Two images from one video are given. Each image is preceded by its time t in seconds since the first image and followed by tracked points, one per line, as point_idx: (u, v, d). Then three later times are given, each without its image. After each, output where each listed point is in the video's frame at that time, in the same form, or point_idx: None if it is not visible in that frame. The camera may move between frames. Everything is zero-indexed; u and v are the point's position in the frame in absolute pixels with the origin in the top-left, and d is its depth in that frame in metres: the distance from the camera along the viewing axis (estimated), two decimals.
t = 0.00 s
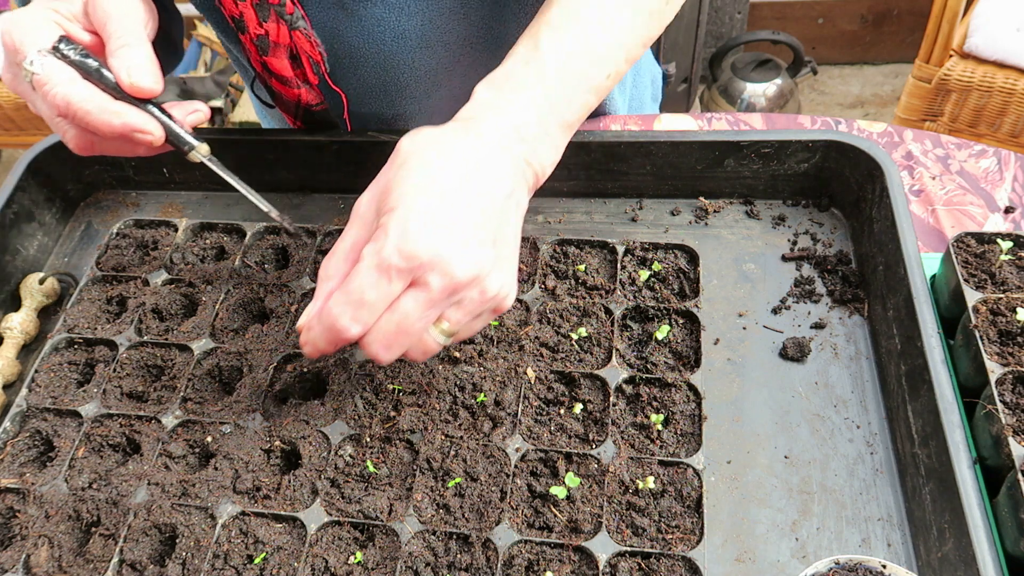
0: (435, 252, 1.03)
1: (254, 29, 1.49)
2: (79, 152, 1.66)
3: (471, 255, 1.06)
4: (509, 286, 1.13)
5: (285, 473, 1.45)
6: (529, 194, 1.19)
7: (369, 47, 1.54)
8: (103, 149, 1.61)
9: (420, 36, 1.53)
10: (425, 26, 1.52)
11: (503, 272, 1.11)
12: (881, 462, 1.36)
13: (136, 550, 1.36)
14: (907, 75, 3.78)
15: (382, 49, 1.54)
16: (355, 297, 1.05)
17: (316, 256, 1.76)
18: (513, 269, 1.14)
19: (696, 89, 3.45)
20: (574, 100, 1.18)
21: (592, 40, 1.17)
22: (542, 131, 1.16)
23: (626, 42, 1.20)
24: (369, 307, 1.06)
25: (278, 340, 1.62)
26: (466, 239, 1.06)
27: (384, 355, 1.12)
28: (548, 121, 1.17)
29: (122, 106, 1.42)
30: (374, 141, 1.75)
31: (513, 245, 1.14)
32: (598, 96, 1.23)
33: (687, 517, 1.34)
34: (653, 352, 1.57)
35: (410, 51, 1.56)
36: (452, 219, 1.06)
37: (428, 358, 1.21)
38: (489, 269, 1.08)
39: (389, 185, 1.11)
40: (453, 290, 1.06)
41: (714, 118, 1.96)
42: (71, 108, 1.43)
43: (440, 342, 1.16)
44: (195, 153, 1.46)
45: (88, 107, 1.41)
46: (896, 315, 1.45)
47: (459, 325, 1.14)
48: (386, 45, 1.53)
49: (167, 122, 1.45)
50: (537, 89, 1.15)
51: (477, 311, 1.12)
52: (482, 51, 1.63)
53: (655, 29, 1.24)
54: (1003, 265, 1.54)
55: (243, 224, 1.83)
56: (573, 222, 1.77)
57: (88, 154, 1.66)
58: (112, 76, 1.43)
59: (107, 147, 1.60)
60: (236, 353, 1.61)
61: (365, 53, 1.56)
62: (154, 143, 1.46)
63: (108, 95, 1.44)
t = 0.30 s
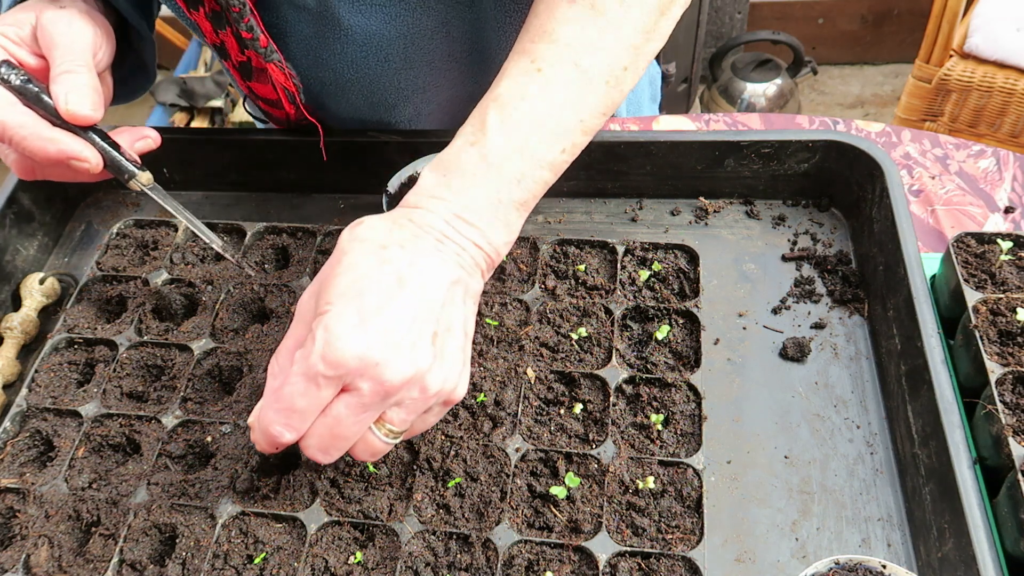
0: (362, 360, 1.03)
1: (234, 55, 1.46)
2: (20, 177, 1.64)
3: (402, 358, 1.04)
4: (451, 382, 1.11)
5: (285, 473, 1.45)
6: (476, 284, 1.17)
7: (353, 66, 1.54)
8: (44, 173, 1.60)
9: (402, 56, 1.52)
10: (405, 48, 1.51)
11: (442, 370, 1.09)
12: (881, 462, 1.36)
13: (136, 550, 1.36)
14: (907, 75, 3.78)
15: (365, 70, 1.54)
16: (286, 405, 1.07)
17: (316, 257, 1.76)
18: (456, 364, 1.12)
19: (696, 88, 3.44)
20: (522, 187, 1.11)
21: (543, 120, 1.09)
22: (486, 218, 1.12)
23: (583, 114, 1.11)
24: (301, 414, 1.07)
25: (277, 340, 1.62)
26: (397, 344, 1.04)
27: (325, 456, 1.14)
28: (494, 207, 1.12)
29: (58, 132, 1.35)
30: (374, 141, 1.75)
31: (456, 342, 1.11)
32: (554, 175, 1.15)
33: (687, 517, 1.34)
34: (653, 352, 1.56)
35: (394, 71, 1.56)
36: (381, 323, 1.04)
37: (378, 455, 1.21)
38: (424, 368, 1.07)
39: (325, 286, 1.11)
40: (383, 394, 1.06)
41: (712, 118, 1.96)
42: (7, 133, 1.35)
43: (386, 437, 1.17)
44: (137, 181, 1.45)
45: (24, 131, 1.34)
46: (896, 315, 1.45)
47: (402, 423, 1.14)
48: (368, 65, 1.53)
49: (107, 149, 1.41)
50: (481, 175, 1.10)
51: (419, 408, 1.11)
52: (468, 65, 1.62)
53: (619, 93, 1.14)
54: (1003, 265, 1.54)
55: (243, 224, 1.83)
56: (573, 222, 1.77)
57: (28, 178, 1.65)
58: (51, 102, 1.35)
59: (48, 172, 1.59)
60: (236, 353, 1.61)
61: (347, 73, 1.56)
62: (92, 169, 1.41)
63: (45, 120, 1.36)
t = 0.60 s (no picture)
0: (350, 388, 1.10)
1: (231, 69, 1.48)
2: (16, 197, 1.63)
3: (389, 383, 1.12)
4: (441, 405, 1.17)
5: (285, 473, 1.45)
6: (465, 310, 1.23)
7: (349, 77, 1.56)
8: (40, 192, 1.60)
9: (397, 67, 1.54)
10: (400, 61, 1.52)
11: (430, 393, 1.16)
12: (881, 462, 1.36)
13: (136, 550, 1.37)
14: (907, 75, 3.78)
15: (362, 80, 1.57)
16: (283, 432, 1.16)
17: (316, 257, 1.76)
18: (445, 387, 1.18)
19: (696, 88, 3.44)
20: (511, 212, 1.17)
21: (529, 149, 1.12)
22: (473, 246, 1.18)
23: (570, 138, 1.13)
24: (296, 440, 1.16)
25: (278, 340, 1.62)
26: (384, 372, 1.12)
27: (323, 479, 1.22)
28: (480, 235, 1.17)
29: (54, 151, 1.34)
30: (374, 141, 1.75)
31: (445, 366, 1.18)
32: (543, 196, 1.19)
33: (687, 517, 1.34)
34: (653, 352, 1.57)
35: (390, 82, 1.59)
36: (368, 351, 1.12)
37: (377, 476, 1.28)
38: (412, 392, 1.14)
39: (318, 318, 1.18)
40: (373, 418, 1.13)
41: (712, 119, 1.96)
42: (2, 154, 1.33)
43: (382, 459, 1.24)
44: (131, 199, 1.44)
45: (17, 151, 1.32)
46: (896, 315, 1.45)
47: (396, 445, 1.20)
48: (364, 76, 1.56)
49: (100, 167, 1.39)
50: (466, 208, 1.16)
51: (411, 430, 1.18)
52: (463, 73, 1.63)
53: (607, 114, 1.16)
54: (1003, 265, 1.54)
55: (243, 224, 1.83)
56: (573, 222, 1.77)
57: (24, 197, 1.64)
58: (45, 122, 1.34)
59: (45, 190, 1.59)
60: (236, 353, 1.61)
61: (344, 83, 1.59)
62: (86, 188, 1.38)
63: (39, 140, 1.35)
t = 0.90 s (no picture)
0: (339, 381, 1.12)
1: (229, 76, 1.47)
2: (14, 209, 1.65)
3: (378, 377, 1.13)
4: (433, 402, 1.17)
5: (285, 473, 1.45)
6: (463, 313, 1.24)
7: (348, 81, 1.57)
8: (38, 204, 1.61)
9: (395, 71, 1.54)
10: (398, 65, 1.53)
11: (421, 390, 1.16)
12: (881, 462, 1.36)
13: (136, 550, 1.37)
14: (907, 75, 3.78)
15: (360, 85, 1.58)
16: (277, 427, 1.18)
17: (316, 257, 1.76)
18: (438, 386, 1.18)
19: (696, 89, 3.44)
20: (509, 217, 1.17)
21: (527, 154, 1.13)
22: (470, 250, 1.19)
23: (569, 143, 1.14)
24: (289, 434, 1.18)
25: (278, 340, 1.62)
26: (373, 367, 1.13)
27: (319, 476, 1.22)
28: (476, 238, 1.18)
29: (52, 163, 1.34)
30: (374, 141, 1.76)
31: (438, 364, 1.18)
32: (543, 201, 1.19)
33: (687, 517, 1.34)
34: (653, 352, 1.56)
35: (390, 86, 1.60)
36: (359, 347, 1.14)
37: (375, 477, 1.28)
38: (402, 388, 1.14)
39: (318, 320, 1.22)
40: (361, 413, 1.14)
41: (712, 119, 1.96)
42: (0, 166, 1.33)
43: (377, 459, 1.23)
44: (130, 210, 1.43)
45: (14, 164, 1.33)
46: (896, 315, 1.45)
47: (390, 443, 1.20)
48: (363, 81, 1.56)
49: (98, 178, 1.39)
50: (464, 212, 1.17)
51: (402, 428, 1.18)
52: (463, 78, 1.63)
53: (605, 119, 1.16)
54: (1003, 265, 1.54)
55: (244, 224, 1.83)
56: (573, 222, 1.77)
57: (21, 209, 1.65)
58: (43, 134, 1.34)
59: (42, 203, 1.59)
60: (236, 353, 1.60)
61: (342, 88, 1.59)
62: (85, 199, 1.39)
63: (36, 152, 1.35)
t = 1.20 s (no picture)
0: (346, 379, 1.12)
1: (230, 76, 1.46)
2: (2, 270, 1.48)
3: (385, 375, 1.13)
4: (440, 401, 1.17)
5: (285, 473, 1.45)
6: (470, 313, 1.24)
7: (348, 78, 1.57)
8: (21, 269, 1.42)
9: (397, 70, 1.55)
10: (399, 64, 1.53)
11: (429, 389, 1.16)
12: (881, 462, 1.36)
13: (136, 550, 1.37)
14: (907, 75, 3.78)
15: (363, 82, 1.59)
16: (286, 424, 1.18)
17: (316, 257, 1.75)
18: (445, 384, 1.18)
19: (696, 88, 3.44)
20: (514, 217, 1.17)
21: (532, 155, 1.13)
22: (475, 251, 1.19)
23: (574, 143, 1.14)
24: (298, 432, 1.17)
25: (278, 340, 1.61)
26: (382, 364, 1.13)
27: (326, 473, 1.22)
28: (482, 239, 1.18)
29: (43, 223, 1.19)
30: (374, 141, 1.76)
31: (445, 363, 1.18)
32: (548, 201, 1.20)
33: (687, 517, 1.34)
34: (653, 352, 1.56)
35: (392, 84, 1.60)
36: (367, 345, 1.14)
37: (382, 475, 1.27)
38: (409, 386, 1.14)
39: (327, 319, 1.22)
40: (369, 410, 1.13)
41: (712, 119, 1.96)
42: None
43: (385, 458, 1.23)
44: (122, 280, 1.26)
45: (5, 223, 1.18)
46: (896, 315, 1.45)
47: (397, 441, 1.20)
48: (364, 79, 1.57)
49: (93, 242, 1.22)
50: (470, 213, 1.17)
51: (410, 426, 1.18)
52: (464, 79, 1.63)
53: (609, 120, 1.17)
54: (1004, 265, 1.54)
55: (243, 224, 1.82)
56: (573, 222, 1.77)
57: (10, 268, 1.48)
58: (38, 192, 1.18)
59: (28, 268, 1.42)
60: (236, 353, 1.60)
61: (344, 84, 1.60)
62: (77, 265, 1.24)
63: (31, 211, 1.19)
